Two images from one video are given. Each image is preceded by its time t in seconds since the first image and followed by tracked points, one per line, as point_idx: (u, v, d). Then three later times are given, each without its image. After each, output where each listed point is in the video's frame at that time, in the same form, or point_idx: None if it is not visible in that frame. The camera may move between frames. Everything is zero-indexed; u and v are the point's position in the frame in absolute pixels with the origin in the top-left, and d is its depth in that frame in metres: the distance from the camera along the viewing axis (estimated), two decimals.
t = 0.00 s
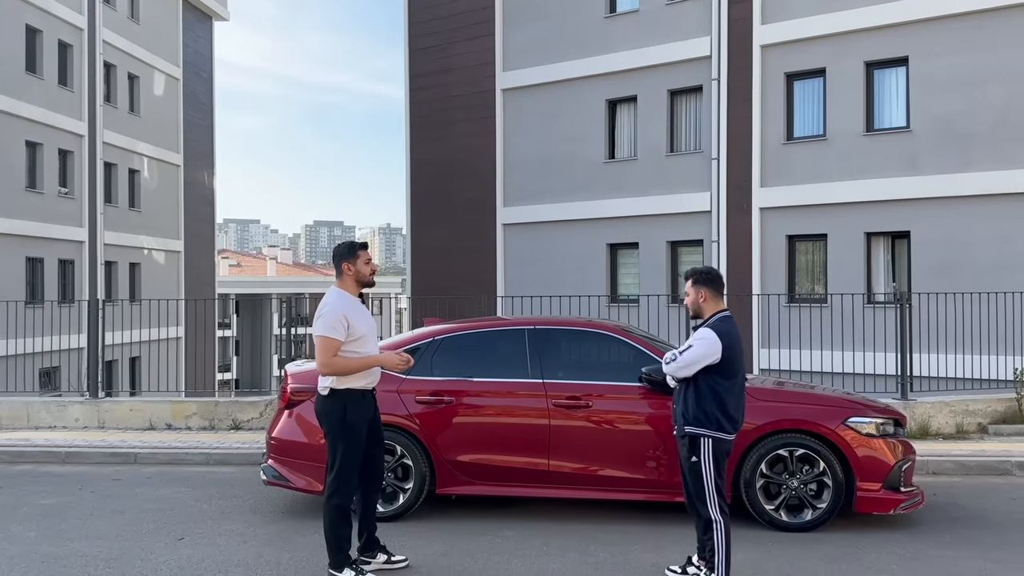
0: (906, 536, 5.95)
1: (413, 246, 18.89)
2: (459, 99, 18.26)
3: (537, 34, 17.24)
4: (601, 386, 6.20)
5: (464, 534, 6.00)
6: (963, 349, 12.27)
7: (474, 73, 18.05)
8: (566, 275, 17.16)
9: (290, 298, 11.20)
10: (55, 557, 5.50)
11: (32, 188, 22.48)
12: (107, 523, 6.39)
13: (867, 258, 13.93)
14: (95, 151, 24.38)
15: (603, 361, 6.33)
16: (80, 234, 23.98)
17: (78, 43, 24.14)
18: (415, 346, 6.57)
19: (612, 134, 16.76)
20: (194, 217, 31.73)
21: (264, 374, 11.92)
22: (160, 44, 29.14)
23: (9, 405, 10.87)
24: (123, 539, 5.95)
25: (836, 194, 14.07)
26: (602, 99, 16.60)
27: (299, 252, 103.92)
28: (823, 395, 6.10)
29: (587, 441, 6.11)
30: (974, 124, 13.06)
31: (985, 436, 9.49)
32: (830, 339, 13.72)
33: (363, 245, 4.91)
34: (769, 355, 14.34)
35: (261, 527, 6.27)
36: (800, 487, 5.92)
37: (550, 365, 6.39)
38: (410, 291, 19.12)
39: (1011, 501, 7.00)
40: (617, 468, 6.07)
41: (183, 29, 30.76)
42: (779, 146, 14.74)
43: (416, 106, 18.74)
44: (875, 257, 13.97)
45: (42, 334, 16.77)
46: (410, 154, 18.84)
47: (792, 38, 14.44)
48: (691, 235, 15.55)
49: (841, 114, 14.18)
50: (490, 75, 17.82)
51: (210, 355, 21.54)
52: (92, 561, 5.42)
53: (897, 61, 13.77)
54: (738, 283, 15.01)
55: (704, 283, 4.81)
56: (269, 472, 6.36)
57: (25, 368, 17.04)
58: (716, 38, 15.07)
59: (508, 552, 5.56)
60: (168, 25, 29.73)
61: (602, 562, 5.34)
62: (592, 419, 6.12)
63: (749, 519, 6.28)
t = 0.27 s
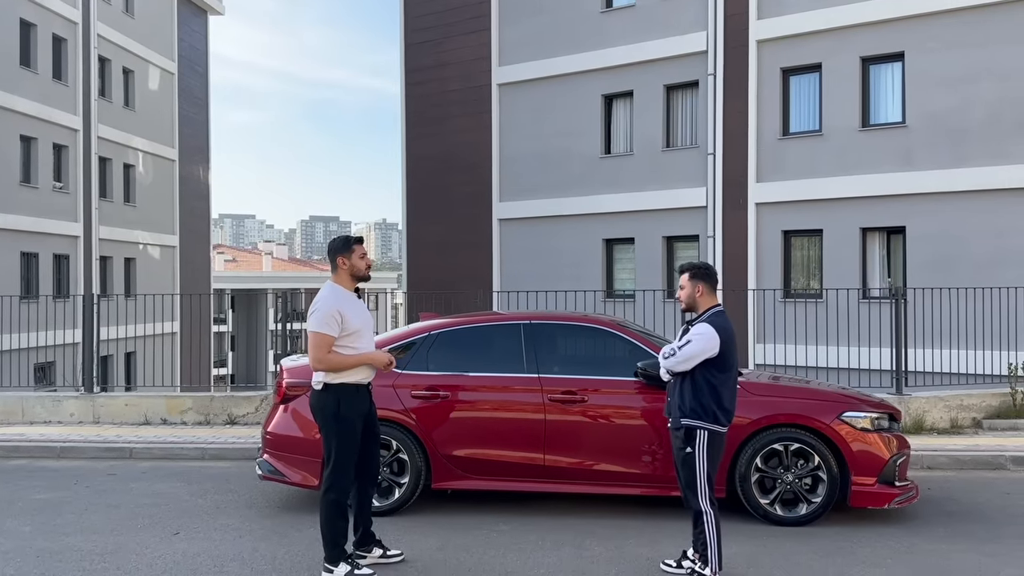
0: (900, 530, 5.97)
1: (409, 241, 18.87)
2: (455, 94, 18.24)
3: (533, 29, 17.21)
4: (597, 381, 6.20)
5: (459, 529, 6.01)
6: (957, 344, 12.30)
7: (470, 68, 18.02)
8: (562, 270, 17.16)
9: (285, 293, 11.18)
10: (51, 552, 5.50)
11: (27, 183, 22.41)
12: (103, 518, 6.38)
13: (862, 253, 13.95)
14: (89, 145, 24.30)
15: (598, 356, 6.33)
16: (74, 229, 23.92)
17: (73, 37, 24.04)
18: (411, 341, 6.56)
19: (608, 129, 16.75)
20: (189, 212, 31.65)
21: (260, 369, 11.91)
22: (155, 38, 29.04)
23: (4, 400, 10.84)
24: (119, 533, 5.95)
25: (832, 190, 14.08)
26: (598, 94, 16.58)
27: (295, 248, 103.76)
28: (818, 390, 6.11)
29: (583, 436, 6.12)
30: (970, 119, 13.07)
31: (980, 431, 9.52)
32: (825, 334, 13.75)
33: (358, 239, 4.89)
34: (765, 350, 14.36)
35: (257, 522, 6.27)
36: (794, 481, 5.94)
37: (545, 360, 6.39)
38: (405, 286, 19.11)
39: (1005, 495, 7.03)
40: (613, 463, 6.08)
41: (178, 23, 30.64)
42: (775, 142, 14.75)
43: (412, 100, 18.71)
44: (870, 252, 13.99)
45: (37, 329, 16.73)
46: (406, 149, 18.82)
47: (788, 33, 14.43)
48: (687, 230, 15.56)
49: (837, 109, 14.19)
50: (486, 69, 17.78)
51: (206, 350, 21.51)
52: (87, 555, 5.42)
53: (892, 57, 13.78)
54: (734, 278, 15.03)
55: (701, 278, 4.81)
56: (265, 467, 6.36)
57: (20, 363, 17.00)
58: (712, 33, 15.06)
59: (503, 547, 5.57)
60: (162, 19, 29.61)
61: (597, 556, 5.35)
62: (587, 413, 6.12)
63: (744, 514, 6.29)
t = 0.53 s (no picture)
0: (896, 525, 5.99)
1: (406, 236, 18.85)
2: (453, 88, 18.21)
3: (531, 23, 17.18)
4: (594, 376, 6.20)
5: (456, 523, 6.02)
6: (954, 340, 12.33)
7: (467, 62, 17.98)
8: (559, 265, 17.16)
9: (282, 288, 11.18)
10: (47, 545, 5.49)
11: (23, 176, 22.35)
12: (100, 512, 6.37)
13: (859, 249, 13.96)
14: (86, 139, 24.24)
15: (596, 351, 6.34)
16: (71, 223, 23.88)
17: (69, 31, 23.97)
18: (408, 335, 6.56)
19: (605, 124, 16.74)
20: (186, 206, 31.61)
21: (256, 364, 11.91)
22: (152, 31, 28.96)
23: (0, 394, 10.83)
24: (116, 527, 5.94)
25: (829, 185, 14.09)
26: (596, 89, 16.56)
27: (292, 242, 103.66)
28: (814, 385, 6.12)
29: (580, 431, 6.12)
30: (968, 115, 13.07)
31: (976, 426, 9.54)
32: (822, 330, 13.76)
33: (355, 233, 4.89)
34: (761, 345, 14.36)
35: (254, 516, 6.27)
36: (791, 475, 5.95)
37: (542, 355, 6.39)
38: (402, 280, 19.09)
39: (1001, 490, 7.05)
40: (610, 457, 6.09)
41: (175, 16, 30.54)
42: (773, 137, 14.75)
43: (409, 95, 18.68)
44: (867, 248, 14.01)
45: (34, 323, 16.71)
46: (403, 144, 18.80)
47: (786, 28, 14.42)
48: (684, 226, 15.56)
49: (835, 105, 14.19)
50: (484, 64, 17.75)
51: (203, 345, 21.49)
52: (84, 549, 5.41)
53: (890, 52, 13.77)
54: (731, 273, 15.03)
55: (699, 273, 4.82)
56: (262, 461, 6.35)
57: (16, 357, 16.97)
58: (710, 28, 15.04)
59: (500, 541, 5.58)
60: (159, 12, 29.51)
61: (594, 550, 5.36)
62: (585, 408, 6.13)
63: (740, 508, 6.31)
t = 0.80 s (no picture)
0: (894, 520, 6.01)
1: (405, 230, 18.83)
2: (452, 83, 18.19)
3: (531, 18, 17.15)
4: (593, 371, 6.21)
5: (455, 517, 6.03)
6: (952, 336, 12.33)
7: (467, 57, 17.96)
8: (558, 260, 17.15)
9: (281, 282, 11.17)
10: (46, 539, 5.50)
11: (21, 170, 22.30)
12: (98, 506, 6.38)
13: (858, 244, 13.96)
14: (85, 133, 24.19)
15: (594, 346, 6.34)
16: (70, 217, 23.85)
17: (68, 24, 23.91)
18: (407, 330, 6.56)
19: (604, 119, 16.72)
20: (185, 200, 31.57)
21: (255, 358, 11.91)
22: (151, 25, 28.89)
23: None
24: (115, 521, 5.95)
25: (828, 181, 14.09)
26: (595, 84, 16.54)
27: (291, 237, 103.58)
28: (813, 380, 6.13)
29: (579, 426, 6.13)
30: (967, 111, 13.07)
31: (973, 422, 9.55)
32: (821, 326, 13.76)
33: (358, 228, 4.89)
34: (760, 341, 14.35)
35: (253, 510, 6.28)
36: (789, 471, 5.96)
37: (541, 350, 6.39)
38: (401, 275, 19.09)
39: (998, 486, 7.06)
40: (608, 452, 6.10)
41: (174, 10, 30.46)
42: (773, 133, 14.74)
43: (409, 89, 18.65)
44: (866, 244, 14.00)
45: (32, 317, 16.71)
46: (402, 138, 18.78)
47: (786, 23, 14.40)
48: (684, 221, 15.56)
49: (834, 100, 14.18)
50: (484, 58, 17.72)
51: (201, 339, 21.47)
52: (83, 542, 5.42)
53: (890, 48, 13.76)
54: (730, 269, 15.03)
55: (696, 269, 4.81)
56: (260, 455, 6.36)
57: (15, 351, 16.97)
58: (710, 23, 15.02)
59: (499, 535, 5.59)
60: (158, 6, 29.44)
61: (592, 544, 5.37)
62: (583, 403, 6.13)
63: (738, 503, 6.32)
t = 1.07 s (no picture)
0: (894, 516, 6.01)
1: (406, 226, 18.83)
2: (453, 78, 18.17)
3: (532, 13, 17.12)
4: (593, 366, 6.21)
5: (455, 512, 6.03)
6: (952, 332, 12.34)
7: (467, 52, 17.94)
8: (558, 256, 17.15)
9: (281, 277, 11.17)
10: (47, 533, 5.51)
11: (22, 164, 22.28)
12: (99, 500, 6.39)
13: (859, 241, 13.95)
14: (85, 127, 24.17)
15: (595, 341, 6.34)
16: (70, 211, 23.84)
17: (68, 18, 23.88)
18: (407, 325, 6.57)
19: (605, 114, 16.70)
20: (185, 195, 31.55)
21: (255, 353, 11.91)
22: (151, 19, 28.87)
23: None
24: (115, 515, 5.96)
25: (829, 177, 14.07)
26: (596, 79, 16.52)
27: (291, 232, 103.56)
28: (813, 376, 6.13)
29: (579, 421, 6.13)
30: (969, 107, 13.05)
31: (973, 419, 9.56)
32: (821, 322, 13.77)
33: (361, 224, 4.90)
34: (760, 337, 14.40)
35: (253, 504, 6.29)
36: (788, 467, 5.97)
37: (542, 345, 6.39)
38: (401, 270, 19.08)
39: (998, 483, 7.07)
40: (608, 448, 6.10)
41: (174, 4, 30.41)
42: (773, 129, 14.73)
43: (409, 84, 18.63)
44: (867, 240, 14.00)
45: (32, 312, 16.71)
46: (402, 134, 18.77)
47: (787, 19, 14.37)
48: (684, 217, 15.55)
49: (835, 96, 14.16)
50: (484, 54, 17.70)
51: (202, 334, 21.48)
52: (83, 537, 5.43)
53: (892, 44, 13.74)
54: (730, 265, 15.03)
55: (695, 265, 4.82)
56: (261, 450, 6.37)
57: (15, 345, 16.98)
58: (711, 19, 14.99)
59: (499, 530, 5.59)
60: None
61: (592, 540, 5.38)
62: (583, 398, 6.14)
63: (738, 499, 6.33)
